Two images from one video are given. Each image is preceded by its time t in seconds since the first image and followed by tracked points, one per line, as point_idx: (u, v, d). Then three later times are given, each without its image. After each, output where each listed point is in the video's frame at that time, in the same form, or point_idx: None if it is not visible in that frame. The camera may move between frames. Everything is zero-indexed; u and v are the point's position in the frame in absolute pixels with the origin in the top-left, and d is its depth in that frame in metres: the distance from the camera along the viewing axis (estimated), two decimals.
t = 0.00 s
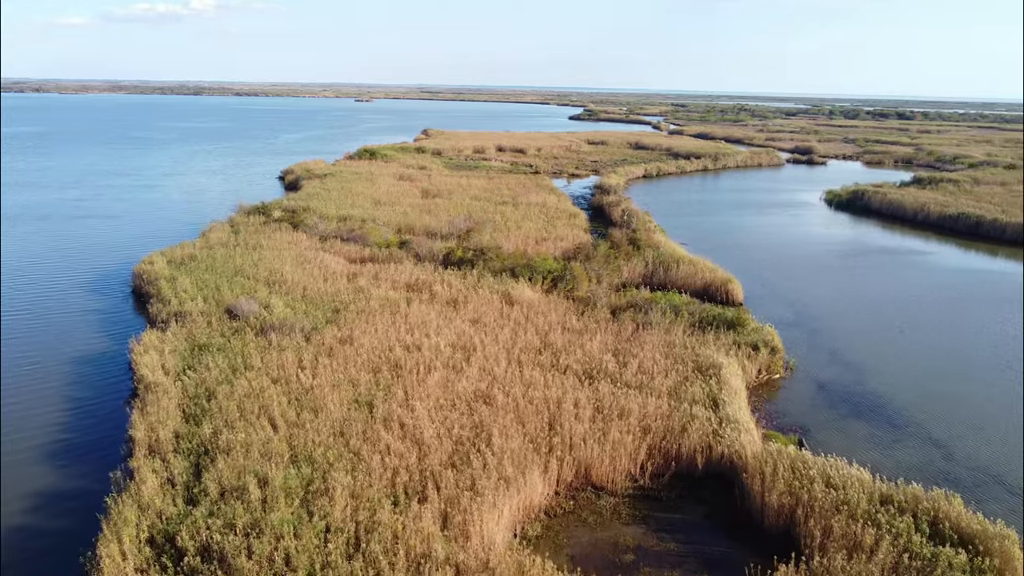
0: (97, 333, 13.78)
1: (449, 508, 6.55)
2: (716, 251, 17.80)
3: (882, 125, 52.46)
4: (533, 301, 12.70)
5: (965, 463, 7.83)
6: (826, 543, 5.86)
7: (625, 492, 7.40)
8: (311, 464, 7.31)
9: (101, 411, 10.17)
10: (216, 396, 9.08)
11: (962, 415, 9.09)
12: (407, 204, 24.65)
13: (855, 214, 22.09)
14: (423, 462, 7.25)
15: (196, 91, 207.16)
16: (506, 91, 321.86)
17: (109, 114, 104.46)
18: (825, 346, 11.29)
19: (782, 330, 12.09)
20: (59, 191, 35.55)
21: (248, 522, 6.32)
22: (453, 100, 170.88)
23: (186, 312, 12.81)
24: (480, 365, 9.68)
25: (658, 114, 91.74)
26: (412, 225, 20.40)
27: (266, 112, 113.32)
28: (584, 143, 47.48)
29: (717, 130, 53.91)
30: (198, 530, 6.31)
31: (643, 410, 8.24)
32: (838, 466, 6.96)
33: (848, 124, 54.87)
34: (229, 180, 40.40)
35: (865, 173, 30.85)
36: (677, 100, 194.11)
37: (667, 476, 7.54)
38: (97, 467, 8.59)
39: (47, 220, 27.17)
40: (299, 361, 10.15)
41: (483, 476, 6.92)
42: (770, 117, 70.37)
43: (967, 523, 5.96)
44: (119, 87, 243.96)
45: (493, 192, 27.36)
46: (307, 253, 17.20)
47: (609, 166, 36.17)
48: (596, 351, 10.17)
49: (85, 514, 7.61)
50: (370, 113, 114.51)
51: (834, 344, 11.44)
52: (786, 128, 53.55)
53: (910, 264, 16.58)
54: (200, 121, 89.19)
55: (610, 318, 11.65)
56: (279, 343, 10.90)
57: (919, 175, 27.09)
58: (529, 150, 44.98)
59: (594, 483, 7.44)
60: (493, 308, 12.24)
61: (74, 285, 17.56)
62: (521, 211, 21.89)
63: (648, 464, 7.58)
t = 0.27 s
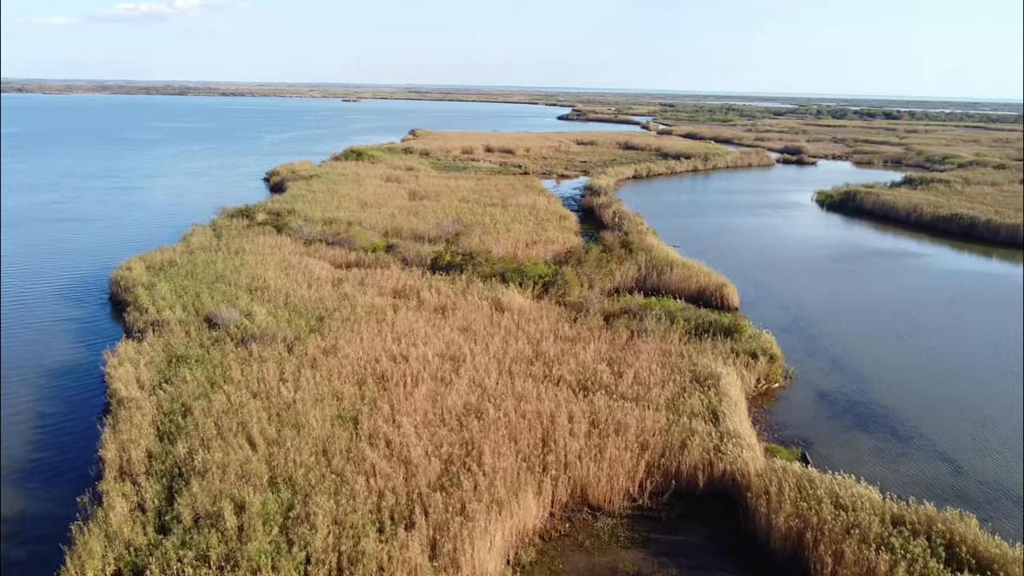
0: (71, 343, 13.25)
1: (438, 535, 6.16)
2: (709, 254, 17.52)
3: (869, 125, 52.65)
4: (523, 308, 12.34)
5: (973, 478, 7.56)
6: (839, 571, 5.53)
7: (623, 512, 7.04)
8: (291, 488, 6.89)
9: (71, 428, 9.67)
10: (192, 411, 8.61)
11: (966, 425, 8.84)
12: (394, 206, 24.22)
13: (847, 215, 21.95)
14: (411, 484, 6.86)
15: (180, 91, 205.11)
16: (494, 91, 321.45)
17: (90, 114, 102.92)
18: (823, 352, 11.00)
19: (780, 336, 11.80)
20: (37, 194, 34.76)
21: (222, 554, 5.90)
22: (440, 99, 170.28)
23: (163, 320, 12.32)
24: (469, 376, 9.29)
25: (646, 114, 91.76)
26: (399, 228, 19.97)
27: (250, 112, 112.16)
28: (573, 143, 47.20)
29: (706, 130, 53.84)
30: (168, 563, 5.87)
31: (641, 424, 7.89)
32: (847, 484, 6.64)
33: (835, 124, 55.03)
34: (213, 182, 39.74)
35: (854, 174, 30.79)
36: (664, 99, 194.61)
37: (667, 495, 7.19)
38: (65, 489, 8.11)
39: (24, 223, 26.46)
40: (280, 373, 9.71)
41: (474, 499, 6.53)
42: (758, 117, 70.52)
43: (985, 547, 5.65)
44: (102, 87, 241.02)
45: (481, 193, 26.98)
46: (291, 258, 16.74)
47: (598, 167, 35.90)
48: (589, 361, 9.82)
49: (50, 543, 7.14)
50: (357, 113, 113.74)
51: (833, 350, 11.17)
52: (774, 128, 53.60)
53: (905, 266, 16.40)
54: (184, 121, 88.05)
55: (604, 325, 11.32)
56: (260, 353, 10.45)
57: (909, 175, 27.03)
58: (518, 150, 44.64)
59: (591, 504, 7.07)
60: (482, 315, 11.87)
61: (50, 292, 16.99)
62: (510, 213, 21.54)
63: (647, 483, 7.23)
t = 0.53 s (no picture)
0: (49, 353, 12.79)
1: (430, 565, 5.77)
2: (705, 258, 17.22)
3: (862, 125, 52.59)
4: (518, 315, 11.98)
5: (990, 495, 7.25)
6: None
7: (625, 535, 6.68)
8: (274, 513, 6.49)
9: (45, 445, 9.23)
10: (171, 427, 8.19)
11: (978, 438, 8.53)
12: (385, 209, 23.82)
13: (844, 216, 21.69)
14: (402, 507, 6.47)
15: (170, 91, 203.59)
16: (486, 91, 321.05)
17: (78, 114, 101.83)
18: (827, 361, 10.69)
19: (781, 343, 11.49)
20: (21, 196, 34.14)
21: None
22: (432, 100, 169.83)
23: (144, 329, 11.88)
24: (463, 389, 8.91)
25: (638, 114, 91.52)
26: (390, 231, 19.58)
27: (240, 112, 111.28)
28: (566, 143, 46.93)
29: (699, 129, 53.66)
30: None
31: (643, 439, 7.53)
32: (861, 505, 6.30)
33: (828, 124, 54.95)
34: (201, 184, 39.19)
35: (849, 174, 30.60)
36: (656, 100, 194.86)
37: (671, 516, 6.84)
38: (36, 512, 7.67)
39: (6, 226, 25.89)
40: (265, 386, 9.30)
41: (468, 524, 6.15)
42: (750, 117, 70.39)
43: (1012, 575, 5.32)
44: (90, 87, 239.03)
45: (474, 195, 26.61)
46: (279, 263, 16.33)
47: (592, 168, 35.60)
48: (587, 371, 9.46)
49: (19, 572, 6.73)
50: (348, 113, 113.14)
51: (836, 358, 10.86)
52: (767, 128, 53.45)
53: (905, 269, 16.13)
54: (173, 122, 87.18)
55: (601, 333, 10.96)
56: (244, 364, 10.04)
57: (905, 175, 26.85)
58: (510, 151, 44.30)
59: (592, 526, 6.71)
60: (475, 323, 11.49)
61: (30, 299, 16.51)
62: (504, 216, 21.20)
63: (650, 503, 6.87)
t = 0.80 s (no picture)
0: (25, 363, 12.33)
1: None
2: (701, 260, 16.92)
3: (853, 125, 52.58)
4: (511, 322, 11.62)
5: (1005, 513, 6.95)
6: None
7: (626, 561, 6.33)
8: (253, 541, 6.10)
9: (16, 463, 8.78)
10: (148, 445, 7.77)
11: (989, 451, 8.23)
12: (374, 211, 23.43)
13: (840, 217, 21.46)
14: (390, 534, 6.10)
15: (158, 91, 201.92)
16: (477, 91, 320.53)
17: (64, 114, 100.66)
18: (830, 369, 10.38)
19: (782, 350, 11.17)
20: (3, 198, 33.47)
21: None
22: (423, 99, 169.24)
23: (122, 338, 11.44)
24: (455, 403, 8.54)
25: (630, 114, 91.39)
26: (379, 235, 19.19)
27: (229, 112, 110.43)
28: (558, 144, 46.65)
29: (692, 129, 53.50)
30: None
31: (644, 457, 7.19)
32: (875, 528, 5.98)
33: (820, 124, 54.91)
34: (188, 185, 38.61)
35: (843, 175, 30.43)
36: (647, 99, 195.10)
37: (674, 539, 6.49)
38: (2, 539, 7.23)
39: None
40: (248, 401, 8.89)
41: (460, 554, 5.77)
42: (741, 117, 70.29)
43: None
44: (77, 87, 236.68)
45: (465, 197, 26.26)
46: (266, 268, 15.91)
47: (584, 169, 35.32)
48: (583, 382, 9.12)
49: None
50: (339, 113, 112.48)
51: (838, 365, 10.56)
52: (758, 128, 53.35)
53: (903, 272, 15.89)
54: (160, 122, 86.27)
55: (597, 341, 10.62)
56: (226, 376, 9.62)
57: (900, 176, 26.71)
58: (502, 151, 43.96)
59: (591, 551, 6.35)
60: (467, 331, 11.13)
61: (7, 306, 16.00)
62: (496, 219, 20.87)
63: (652, 526, 6.50)
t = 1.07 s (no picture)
0: None
1: None
2: (696, 264, 16.65)
3: (843, 125, 52.60)
4: (503, 330, 11.27)
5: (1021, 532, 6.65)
6: None
7: None
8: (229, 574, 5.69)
9: None
10: (120, 467, 7.34)
11: (999, 464, 7.94)
12: (363, 214, 23.04)
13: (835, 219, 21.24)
14: (376, 563, 5.72)
15: (145, 91, 200.03)
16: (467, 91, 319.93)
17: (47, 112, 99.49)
18: (831, 376, 10.07)
19: (781, 357, 10.87)
20: None
21: None
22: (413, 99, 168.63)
23: (97, 348, 10.97)
24: (446, 418, 8.17)
25: (620, 114, 91.31)
26: (369, 238, 18.70)
27: (217, 112, 109.52)
28: (549, 144, 46.37)
29: (683, 129, 53.36)
30: None
31: (644, 476, 6.85)
32: (890, 553, 5.65)
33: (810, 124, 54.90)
34: (174, 187, 38.02)
35: (835, 175, 30.27)
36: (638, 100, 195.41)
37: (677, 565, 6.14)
38: None
39: None
40: (228, 417, 8.48)
41: None
42: (732, 116, 70.25)
43: None
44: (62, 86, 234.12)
45: (455, 200, 25.89)
46: (250, 274, 15.49)
47: (576, 170, 35.05)
48: (580, 394, 8.77)
49: None
50: (328, 113, 111.79)
51: (840, 372, 10.26)
52: (749, 128, 53.39)
53: (901, 275, 15.65)
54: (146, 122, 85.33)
55: (592, 349, 10.28)
56: (206, 390, 9.19)
57: (893, 176, 26.58)
58: (493, 151, 43.61)
59: None
60: (458, 340, 10.76)
61: None
62: (487, 222, 20.55)
63: (654, 550, 6.09)
